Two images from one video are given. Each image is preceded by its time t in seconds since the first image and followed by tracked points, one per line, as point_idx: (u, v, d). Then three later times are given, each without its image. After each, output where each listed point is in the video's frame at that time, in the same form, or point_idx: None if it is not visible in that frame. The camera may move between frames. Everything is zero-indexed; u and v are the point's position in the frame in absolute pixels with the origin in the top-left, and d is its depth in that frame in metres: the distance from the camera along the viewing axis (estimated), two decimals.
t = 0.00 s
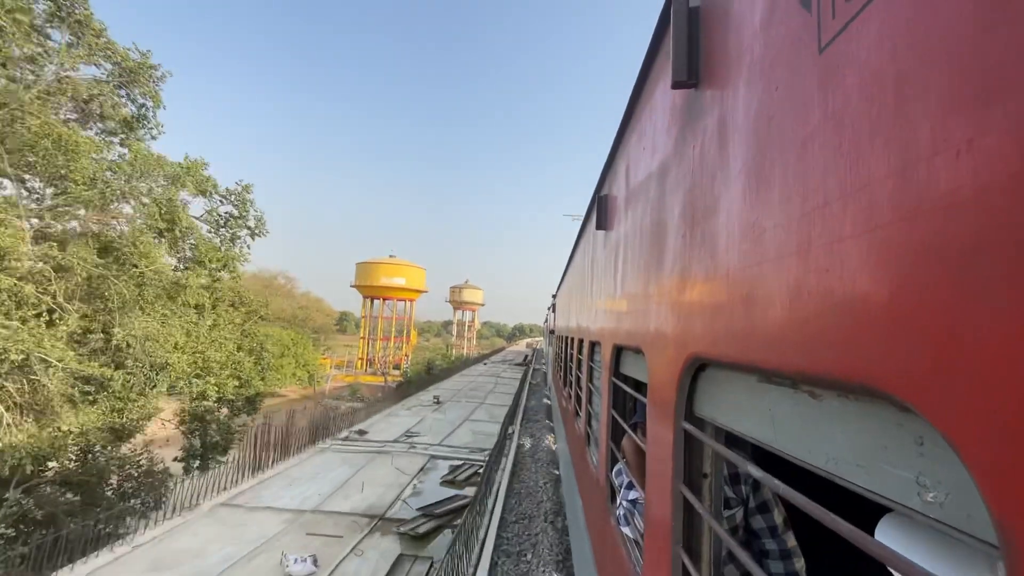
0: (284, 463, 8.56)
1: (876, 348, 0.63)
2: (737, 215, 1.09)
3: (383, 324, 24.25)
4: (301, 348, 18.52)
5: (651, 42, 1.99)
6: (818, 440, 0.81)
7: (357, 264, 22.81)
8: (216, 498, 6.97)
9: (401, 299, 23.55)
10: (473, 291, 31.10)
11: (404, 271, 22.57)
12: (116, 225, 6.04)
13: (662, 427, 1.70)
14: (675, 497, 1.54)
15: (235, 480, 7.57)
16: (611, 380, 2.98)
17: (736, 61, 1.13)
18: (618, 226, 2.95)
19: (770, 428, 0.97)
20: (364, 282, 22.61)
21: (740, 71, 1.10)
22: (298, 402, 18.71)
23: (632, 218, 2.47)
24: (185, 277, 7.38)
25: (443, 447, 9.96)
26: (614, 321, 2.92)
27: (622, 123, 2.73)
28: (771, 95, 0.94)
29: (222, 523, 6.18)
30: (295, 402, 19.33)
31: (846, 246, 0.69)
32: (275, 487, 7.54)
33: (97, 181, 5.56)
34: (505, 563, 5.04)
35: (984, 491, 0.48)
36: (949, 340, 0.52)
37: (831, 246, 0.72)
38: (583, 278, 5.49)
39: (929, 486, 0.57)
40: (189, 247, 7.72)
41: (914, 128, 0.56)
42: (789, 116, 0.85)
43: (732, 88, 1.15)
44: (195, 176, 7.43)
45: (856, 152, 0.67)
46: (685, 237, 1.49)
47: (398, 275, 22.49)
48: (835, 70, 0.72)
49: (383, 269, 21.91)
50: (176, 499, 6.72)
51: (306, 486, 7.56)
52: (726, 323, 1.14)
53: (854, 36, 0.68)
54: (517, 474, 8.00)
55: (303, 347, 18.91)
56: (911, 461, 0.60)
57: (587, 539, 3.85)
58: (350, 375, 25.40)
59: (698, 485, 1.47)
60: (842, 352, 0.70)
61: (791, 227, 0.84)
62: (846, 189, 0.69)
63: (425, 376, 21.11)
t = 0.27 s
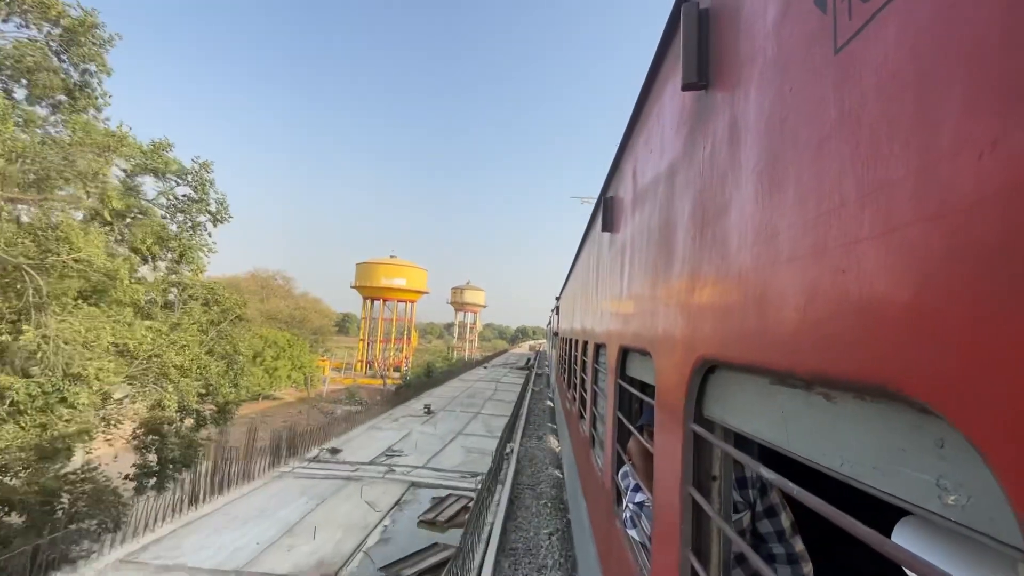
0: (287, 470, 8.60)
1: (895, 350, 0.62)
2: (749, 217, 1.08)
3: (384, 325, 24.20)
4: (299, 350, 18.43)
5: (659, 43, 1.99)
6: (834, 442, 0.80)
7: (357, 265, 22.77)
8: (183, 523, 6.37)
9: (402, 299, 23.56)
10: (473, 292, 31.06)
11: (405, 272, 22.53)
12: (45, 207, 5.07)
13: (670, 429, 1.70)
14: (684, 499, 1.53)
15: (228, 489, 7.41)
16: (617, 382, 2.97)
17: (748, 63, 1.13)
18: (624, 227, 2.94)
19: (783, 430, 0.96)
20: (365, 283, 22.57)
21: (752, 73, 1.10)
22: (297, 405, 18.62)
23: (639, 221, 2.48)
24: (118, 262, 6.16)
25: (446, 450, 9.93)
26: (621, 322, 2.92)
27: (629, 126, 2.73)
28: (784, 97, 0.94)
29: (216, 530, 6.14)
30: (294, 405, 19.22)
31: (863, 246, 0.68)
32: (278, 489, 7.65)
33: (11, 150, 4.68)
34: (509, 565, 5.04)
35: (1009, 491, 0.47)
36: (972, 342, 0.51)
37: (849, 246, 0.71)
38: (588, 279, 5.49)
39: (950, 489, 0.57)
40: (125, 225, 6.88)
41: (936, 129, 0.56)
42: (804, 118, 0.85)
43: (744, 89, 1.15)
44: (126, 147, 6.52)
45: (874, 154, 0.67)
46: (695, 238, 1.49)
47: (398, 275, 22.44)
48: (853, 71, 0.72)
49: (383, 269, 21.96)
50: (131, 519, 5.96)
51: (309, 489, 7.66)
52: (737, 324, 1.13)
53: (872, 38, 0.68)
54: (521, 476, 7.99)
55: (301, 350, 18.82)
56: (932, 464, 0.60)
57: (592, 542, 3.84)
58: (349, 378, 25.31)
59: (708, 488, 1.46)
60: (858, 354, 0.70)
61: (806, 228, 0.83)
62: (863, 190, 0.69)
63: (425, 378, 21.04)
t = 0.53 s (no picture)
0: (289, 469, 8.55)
1: (904, 342, 0.62)
2: (755, 213, 1.08)
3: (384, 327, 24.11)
4: (297, 352, 18.29)
5: (665, 42, 1.99)
6: (841, 437, 0.79)
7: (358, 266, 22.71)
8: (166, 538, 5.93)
9: (403, 301, 23.49)
10: (477, 295, 30.78)
11: (405, 273, 22.47)
12: None
13: (675, 429, 1.69)
14: (689, 499, 1.52)
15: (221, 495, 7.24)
16: (620, 383, 2.96)
17: (754, 59, 1.13)
18: (629, 228, 2.94)
19: (790, 426, 0.96)
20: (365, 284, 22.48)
21: (758, 69, 1.10)
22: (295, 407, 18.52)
23: (644, 220, 2.47)
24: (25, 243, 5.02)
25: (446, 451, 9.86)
26: (625, 323, 2.91)
27: (634, 126, 2.73)
28: (791, 92, 0.93)
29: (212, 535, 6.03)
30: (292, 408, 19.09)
31: (871, 239, 0.68)
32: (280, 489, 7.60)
33: None
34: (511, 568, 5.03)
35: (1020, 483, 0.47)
36: (983, 333, 0.51)
37: (857, 239, 0.71)
38: (592, 281, 5.48)
39: (960, 482, 0.56)
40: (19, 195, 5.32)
41: (946, 119, 0.56)
42: (811, 113, 0.85)
43: (750, 86, 1.15)
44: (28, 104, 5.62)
45: (882, 146, 0.66)
46: (700, 236, 1.48)
47: (398, 277, 22.36)
48: (860, 63, 0.71)
49: (383, 270, 21.92)
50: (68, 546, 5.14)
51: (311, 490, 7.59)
52: (743, 322, 1.13)
53: (880, 30, 0.67)
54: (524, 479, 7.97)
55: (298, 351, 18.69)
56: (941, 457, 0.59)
57: (595, 545, 3.82)
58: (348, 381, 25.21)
59: (712, 487, 1.45)
60: (867, 348, 0.69)
61: (814, 222, 0.83)
62: (871, 183, 0.68)
63: (425, 381, 20.97)
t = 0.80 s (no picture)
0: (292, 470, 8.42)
1: (910, 354, 0.61)
2: (760, 221, 1.08)
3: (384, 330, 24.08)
4: (292, 355, 18.20)
5: (670, 47, 1.98)
6: (847, 447, 0.79)
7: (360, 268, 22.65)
8: (169, 544, 5.60)
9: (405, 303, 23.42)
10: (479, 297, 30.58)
11: (405, 275, 22.38)
12: None
13: (680, 434, 1.68)
14: (693, 506, 1.51)
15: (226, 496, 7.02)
16: (625, 388, 2.95)
17: (760, 65, 1.13)
18: (634, 232, 2.94)
19: (795, 434, 0.95)
20: (365, 286, 22.44)
21: (764, 75, 1.10)
22: (294, 411, 18.47)
23: (649, 225, 2.47)
24: None
25: (449, 451, 9.83)
26: (629, 328, 2.90)
27: (639, 130, 2.72)
28: (797, 99, 0.93)
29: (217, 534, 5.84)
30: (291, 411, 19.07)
31: (879, 246, 0.67)
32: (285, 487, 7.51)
33: None
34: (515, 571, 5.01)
35: None
36: (993, 345, 0.50)
37: (863, 246, 0.71)
38: (596, 284, 5.47)
39: (970, 495, 0.55)
40: None
41: (955, 127, 0.55)
42: (818, 120, 0.85)
43: (756, 92, 1.15)
44: None
45: (889, 155, 0.66)
46: (705, 241, 1.48)
47: (399, 279, 22.28)
48: (868, 71, 0.71)
49: (385, 273, 21.87)
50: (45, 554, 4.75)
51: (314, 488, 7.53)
52: (747, 328, 1.13)
53: (887, 37, 0.67)
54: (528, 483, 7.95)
55: (295, 354, 18.62)
56: (951, 470, 0.58)
57: (598, 550, 3.80)
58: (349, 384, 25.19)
59: (717, 494, 1.45)
60: (874, 358, 0.69)
61: (820, 231, 0.82)
62: (878, 192, 0.68)
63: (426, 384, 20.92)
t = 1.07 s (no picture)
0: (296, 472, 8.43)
1: (903, 377, 0.61)
2: (757, 234, 1.07)
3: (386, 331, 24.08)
4: (286, 358, 18.13)
5: (670, 56, 1.98)
6: (840, 467, 0.78)
7: (361, 269, 22.66)
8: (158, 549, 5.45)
9: (407, 304, 23.41)
10: (482, 299, 30.50)
11: (405, 275, 22.29)
12: None
13: (679, 444, 1.67)
14: (692, 518, 1.50)
15: (224, 500, 7.03)
16: (626, 395, 2.94)
17: (758, 78, 1.12)
18: (636, 239, 2.93)
19: (790, 451, 0.95)
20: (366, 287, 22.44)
21: (762, 88, 1.09)
22: (293, 414, 18.53)
23: (650, 232, 2.46)
24: None
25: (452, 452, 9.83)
26: (631, 334, 2.90)
27: (640, 137, 2.72)
28: (793, 114, 0.93)
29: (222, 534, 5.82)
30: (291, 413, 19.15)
31: (871, 268, 0.67)
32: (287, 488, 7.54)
33: None
34: None
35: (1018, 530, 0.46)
36: (982, 372, 0.49)
37: (856, 266, 0.70)
38: (599, 289, 5.47)
39: (961, 522, 0.55)
40: None
41: (945, 152, 0.55)
42: (813, 136, 0.84)
43: (754, 104, 1.14)
44: None
45: (883, 175, 0.65)
46: (703, 252, 1.48)
47: (399, 280, 22.21)
48: (861, 89, 0.71)
49: (387, 274, 21.86)
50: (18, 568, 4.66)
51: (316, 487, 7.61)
52: (744, 342, 1.13)
53: (882, 55, 0.66)
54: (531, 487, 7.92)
55: (292, 356, 18.59)
56: (941, 495, 0.58)
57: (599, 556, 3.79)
58: (350, 386, 25.28)
59: (715, 507, 1.44)
60: (867, 380, 0.68)
61: (815, 248, 0.82)
62: (871, 212, 0.68)
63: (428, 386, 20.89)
